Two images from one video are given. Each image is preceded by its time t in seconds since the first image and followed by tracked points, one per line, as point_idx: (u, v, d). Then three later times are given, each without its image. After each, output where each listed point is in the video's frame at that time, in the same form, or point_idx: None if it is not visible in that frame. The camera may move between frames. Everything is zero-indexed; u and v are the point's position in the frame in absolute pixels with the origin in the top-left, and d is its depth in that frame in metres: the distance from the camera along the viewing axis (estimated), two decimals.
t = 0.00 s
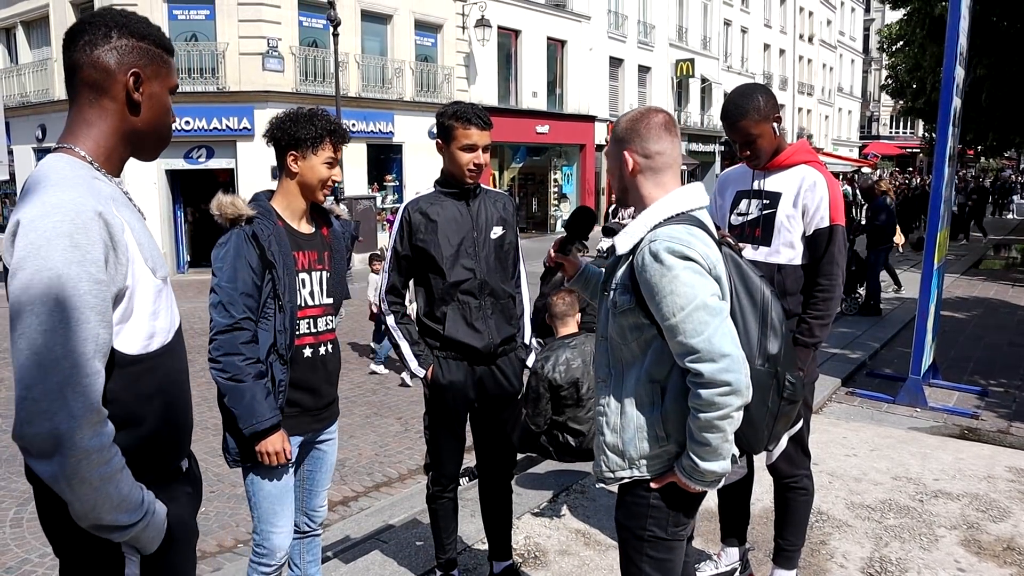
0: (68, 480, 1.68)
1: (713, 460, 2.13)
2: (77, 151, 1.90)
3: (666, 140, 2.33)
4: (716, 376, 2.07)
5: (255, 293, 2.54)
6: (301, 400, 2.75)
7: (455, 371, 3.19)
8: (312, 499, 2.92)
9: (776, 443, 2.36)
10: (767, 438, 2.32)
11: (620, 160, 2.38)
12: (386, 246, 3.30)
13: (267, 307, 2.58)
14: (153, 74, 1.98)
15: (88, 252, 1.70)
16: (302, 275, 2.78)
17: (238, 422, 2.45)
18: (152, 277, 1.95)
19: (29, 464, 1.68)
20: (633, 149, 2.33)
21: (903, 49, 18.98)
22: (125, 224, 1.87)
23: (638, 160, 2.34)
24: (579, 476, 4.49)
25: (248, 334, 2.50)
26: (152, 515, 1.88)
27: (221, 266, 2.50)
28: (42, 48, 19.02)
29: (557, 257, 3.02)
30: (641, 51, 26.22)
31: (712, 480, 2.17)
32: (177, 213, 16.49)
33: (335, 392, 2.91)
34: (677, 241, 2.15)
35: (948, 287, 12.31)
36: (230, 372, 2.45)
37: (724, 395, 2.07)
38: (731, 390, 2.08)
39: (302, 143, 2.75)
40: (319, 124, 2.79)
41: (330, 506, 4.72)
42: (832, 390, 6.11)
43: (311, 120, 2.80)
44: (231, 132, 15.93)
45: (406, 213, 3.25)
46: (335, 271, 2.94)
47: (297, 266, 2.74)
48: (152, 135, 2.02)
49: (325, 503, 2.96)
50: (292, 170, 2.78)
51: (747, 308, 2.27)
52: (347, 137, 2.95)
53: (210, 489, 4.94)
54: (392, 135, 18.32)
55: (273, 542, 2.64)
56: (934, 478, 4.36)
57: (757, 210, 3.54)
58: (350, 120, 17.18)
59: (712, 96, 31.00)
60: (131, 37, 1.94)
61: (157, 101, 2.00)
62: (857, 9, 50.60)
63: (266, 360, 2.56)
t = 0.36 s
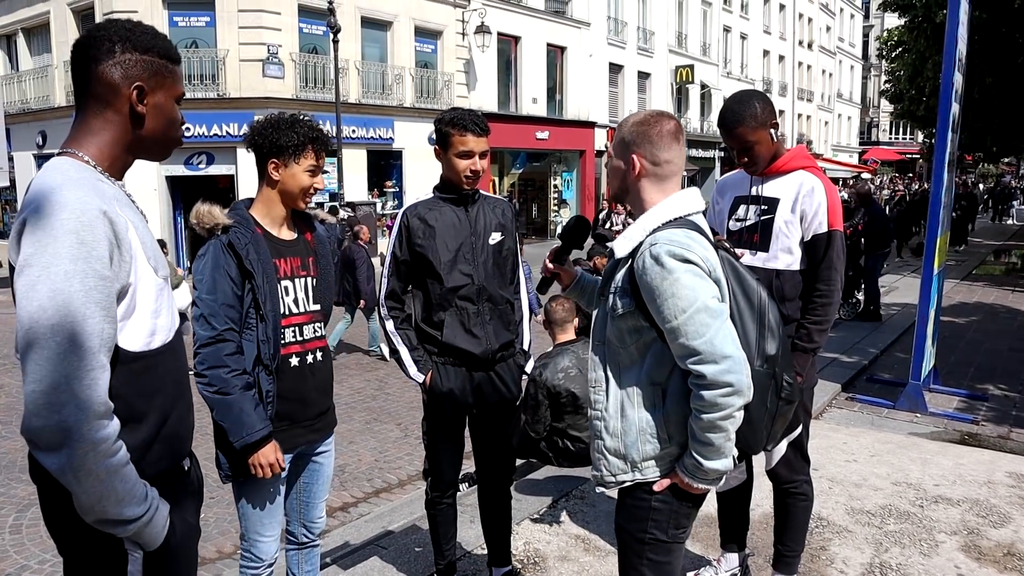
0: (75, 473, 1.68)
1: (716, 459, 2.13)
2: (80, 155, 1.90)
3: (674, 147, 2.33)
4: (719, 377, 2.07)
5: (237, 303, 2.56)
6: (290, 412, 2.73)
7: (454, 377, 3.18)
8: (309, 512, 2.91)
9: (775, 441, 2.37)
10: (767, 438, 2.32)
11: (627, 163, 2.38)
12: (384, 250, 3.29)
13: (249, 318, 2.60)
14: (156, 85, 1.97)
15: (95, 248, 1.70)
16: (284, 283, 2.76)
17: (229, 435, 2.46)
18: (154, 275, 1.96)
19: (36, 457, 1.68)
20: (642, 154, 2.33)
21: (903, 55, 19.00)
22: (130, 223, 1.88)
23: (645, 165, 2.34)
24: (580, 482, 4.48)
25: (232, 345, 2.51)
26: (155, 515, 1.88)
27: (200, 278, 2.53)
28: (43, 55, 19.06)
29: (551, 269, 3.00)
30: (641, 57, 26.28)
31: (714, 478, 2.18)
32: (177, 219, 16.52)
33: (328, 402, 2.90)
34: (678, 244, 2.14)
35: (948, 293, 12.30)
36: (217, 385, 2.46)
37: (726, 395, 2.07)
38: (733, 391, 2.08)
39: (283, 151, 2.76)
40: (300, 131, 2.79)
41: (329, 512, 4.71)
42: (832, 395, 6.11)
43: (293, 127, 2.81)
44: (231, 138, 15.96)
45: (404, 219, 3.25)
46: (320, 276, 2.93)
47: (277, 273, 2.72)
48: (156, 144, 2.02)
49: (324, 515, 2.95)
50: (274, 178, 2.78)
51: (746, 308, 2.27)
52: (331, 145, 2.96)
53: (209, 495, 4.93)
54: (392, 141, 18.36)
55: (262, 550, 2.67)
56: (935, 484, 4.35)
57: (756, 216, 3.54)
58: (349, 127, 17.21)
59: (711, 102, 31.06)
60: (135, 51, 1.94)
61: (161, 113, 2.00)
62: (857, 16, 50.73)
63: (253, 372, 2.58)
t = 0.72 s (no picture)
0: (47, 462, 1.66)
1: (723, 466, 2.14)
2: (83, 160, 1.91)
3: (654, 154, 2.33)
4: (732, 384, 2.07)
5: (218, 317, 2.55)
6: (279, 421, 2.75)
7: (452, 382, 3.17)
8: (304, 517, 2.91)
9: (779, 446, 2.38)
10: (772, 442, 2.33)
11: (614, 177, 2.39)
12: (383, 254, 3.30)
13: (230, 332, 2.60)
14: (159, 92, 1.98)
15: (85, 248, 1.70)
16: (268, 292, 2.75)
17: (209, 451, 2.44)
18: (151, 278, 1.95)
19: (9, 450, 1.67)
20: (626, 167, 2.34)
21: (901, 59, 19.03)
22: (129, 225, 1.88)
23: (632, 178, 2.35)
24: (578, 485, 4.48)
25: (212, 360, 2.48)
26: (140, 485, 1.87)
27: (182, 292, 2.52)
28: (43, 59, 19.09)
29: (550, 279, 3.01)
30: (641, 61, 26.32)
31: (720, 485, 2.18)
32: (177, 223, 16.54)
33: (319, 409, 2.90)
34: (686, 252, 2.15)
35: (948, 296, 12.31)
36: (197, 400, 2.43)
37: (738, 402, 2.08)
38: (744, 398, 2.08)
39: (265, 157, 2.76)
40: (281, 135, 2.79)
41: (329, 515, 4.70)
42: (832, 398, 6.11)
43: (273, 131, 2.81)
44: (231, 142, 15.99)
45: (401, 221, 3.25)
46: (309, 282, 2.96)
47: (259, 282, 2.71)
48: (159, 150, 2.03)
49: (318, 519, 2.95)
50: (256, 185, 2.78)
51: (752, 314, 2.27)
52: (312, 148, 2.96)
53: (208, 499, 4.93)
54: (392, 145, 18.38)
55: (256, 556, 2.68)
56: (934, 487, 4.34)
57: (754, 219, 3.55)
58: (349, 131, 17.24)
59: (711, 106, 31.10)
60: (137, 58, 1.94)
61: (164, 120, 2.00)
62: (856, 20, 50.82)
63: (236, 386, 2.56)
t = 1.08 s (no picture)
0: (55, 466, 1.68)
1: (723, 466, 2.14)
2: (80, 160, 1.92)
3: (659, 155, 2.34)
4: (731, 384, 2.08)
5: (221, 321, 2.54)
6: (282, 422, 2.75)
7: (450, 384, 3.18)
8: (302, 516, 2.92)
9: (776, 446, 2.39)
10: (770, 441, 2.34)
11: (615, 174, 2.39)
12: (382, 255, 3.31)
13: (234, 335, 2.60)
14: (156, 94, 1.98)
15: (86, 251, 1.72)
16: (269, 294, 2.76)
17: (218, 455, 2.45)
18: (146, 279, 1.95)
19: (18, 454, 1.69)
20: (628, 164, 2.34)
21: (901, 62, 19.05)
22: (125, 226, 1.90)
23: (634, 176, 2.35)
24: (576, 487, 4.48)
25: (218, 364, 2.49)
26: (143, 497, 1.88)
27: (184, 296, 2.50)
28: (43, 61, 19.09)
29: (550, 274, 2.99)
30: (640, 63, 26.35)
31: (721, 485, 2.19)
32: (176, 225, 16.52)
33: (318, 408, 2.92)
34: (686, 253, 2.16)
35: (947, 298, 12.32)
36: (204, 405, 2.45)
37: (738, 402, 2.08)
38: (744, 397, 2.09)
39: (262, 159, 2.76)
40: (278, 138, 2.79)
41: (327, 517, 4.70)
42: (831, 401, 6.11)
43: (270, 133, 2.81)
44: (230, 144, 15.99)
45: (401, 222, 3.25)
46: (306, 284, 2.96)
47: (261, 285, 2.72)
48: (155, 152, 2.02)
49: (316, 519, 2.95)
50: (254, 188, 2.78)
51: (752, 315, 2.27)
52: (308, 150, 2.97)
53: (207, 501, 4.93)
54: (391, 147, 18.40)
55: (257, 556, 2.68)
56: (931, 488, 4.35)
57: (751, 221, 3.56)
58: (349, 133, 17.26)
59: (710, 108, 31.14)
60: (136, 60, 1.95)
61: (160, 121, 2.00)
62: (855, 22, 50.88)
63: (241, 388, 2.57)
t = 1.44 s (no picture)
0: (61, 467, 1.68)
1: (719, 466, 2.14)
2: (75, 162, 1.92)
3: (680, 155, 2.35)
4: (728, 384, 2.07)
5: (224, 321, 2.54)
6: (284, 421, 2.75)
7: (449, 386, 3.17)
8: (303, 516, 2.91)
9: (773, 448, 2.38)
10: (767, 444, 2.34)
11: (635, 169, 2.39)
12: (382, 257, 3.31)
13: (238, 334, 2.60)
14: (149, 95, 1.98)
15: (85, 251, 1.72)
16: (271, 294, 2.76)
17: (221, 454, 2.45)
18: (143, 280, 1.96)
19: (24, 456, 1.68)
20: (649, 160, 2.35)
21: (901, 63, 19.05)
22: (121, 227, 1.90)
23: (653, 171, 2.35)
24: (575, 488, 4.48)
25: (222, 365, 2.50)
26: (144, 502, 1.88)
27: (187, 296, 2.51)
28: (44, 63, 19.12)
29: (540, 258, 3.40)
30: (640, 64, 26.37)
31: (716, 485, 2.19)
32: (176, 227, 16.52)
33: (320, 408, 2.92)
34: (693, 252, 2.16)
35: (947, 298, 12.32)
36: (207, 405, 2.45)
37: (735, 403, 2.08)
38: (741, 398, 2.08)
39: (266, 160, 2.77)
40: (280, 139, 2.80)
41: (327, 518, 4.70)
42: (830, 402, 6.11)
43: (273, 134, 2.82)
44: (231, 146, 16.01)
45: (401, 224, 3.25)
46: (306, 284, 2.96)
47: (264, 285, 2.73)
48: (148, 154, 2.02)
49: (317, 519, 2.95)
50: (257, 189, 2.78)
51: (754, 317, 2.27)
52: (311, 151, 2.97)
53: (207, 502, 4.93)
54: (391, 149, 18.42)
55: (259, 556, 2.67)
56: (931, 489, 4.34)
57: (750, 223, 3.56)
58: (349, 134, 17.29)
59: (710, 109, 31.15)
60: (129, 61, 1.95)
61: (153, 122, 2.01)
62: (855, 23, 50.90)
63: (244, 389, 2.57)
